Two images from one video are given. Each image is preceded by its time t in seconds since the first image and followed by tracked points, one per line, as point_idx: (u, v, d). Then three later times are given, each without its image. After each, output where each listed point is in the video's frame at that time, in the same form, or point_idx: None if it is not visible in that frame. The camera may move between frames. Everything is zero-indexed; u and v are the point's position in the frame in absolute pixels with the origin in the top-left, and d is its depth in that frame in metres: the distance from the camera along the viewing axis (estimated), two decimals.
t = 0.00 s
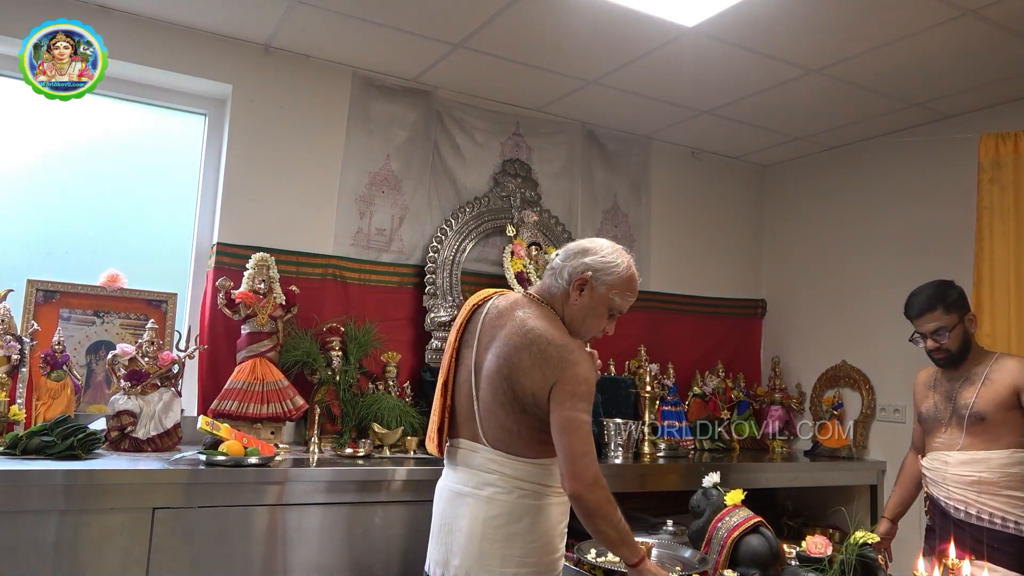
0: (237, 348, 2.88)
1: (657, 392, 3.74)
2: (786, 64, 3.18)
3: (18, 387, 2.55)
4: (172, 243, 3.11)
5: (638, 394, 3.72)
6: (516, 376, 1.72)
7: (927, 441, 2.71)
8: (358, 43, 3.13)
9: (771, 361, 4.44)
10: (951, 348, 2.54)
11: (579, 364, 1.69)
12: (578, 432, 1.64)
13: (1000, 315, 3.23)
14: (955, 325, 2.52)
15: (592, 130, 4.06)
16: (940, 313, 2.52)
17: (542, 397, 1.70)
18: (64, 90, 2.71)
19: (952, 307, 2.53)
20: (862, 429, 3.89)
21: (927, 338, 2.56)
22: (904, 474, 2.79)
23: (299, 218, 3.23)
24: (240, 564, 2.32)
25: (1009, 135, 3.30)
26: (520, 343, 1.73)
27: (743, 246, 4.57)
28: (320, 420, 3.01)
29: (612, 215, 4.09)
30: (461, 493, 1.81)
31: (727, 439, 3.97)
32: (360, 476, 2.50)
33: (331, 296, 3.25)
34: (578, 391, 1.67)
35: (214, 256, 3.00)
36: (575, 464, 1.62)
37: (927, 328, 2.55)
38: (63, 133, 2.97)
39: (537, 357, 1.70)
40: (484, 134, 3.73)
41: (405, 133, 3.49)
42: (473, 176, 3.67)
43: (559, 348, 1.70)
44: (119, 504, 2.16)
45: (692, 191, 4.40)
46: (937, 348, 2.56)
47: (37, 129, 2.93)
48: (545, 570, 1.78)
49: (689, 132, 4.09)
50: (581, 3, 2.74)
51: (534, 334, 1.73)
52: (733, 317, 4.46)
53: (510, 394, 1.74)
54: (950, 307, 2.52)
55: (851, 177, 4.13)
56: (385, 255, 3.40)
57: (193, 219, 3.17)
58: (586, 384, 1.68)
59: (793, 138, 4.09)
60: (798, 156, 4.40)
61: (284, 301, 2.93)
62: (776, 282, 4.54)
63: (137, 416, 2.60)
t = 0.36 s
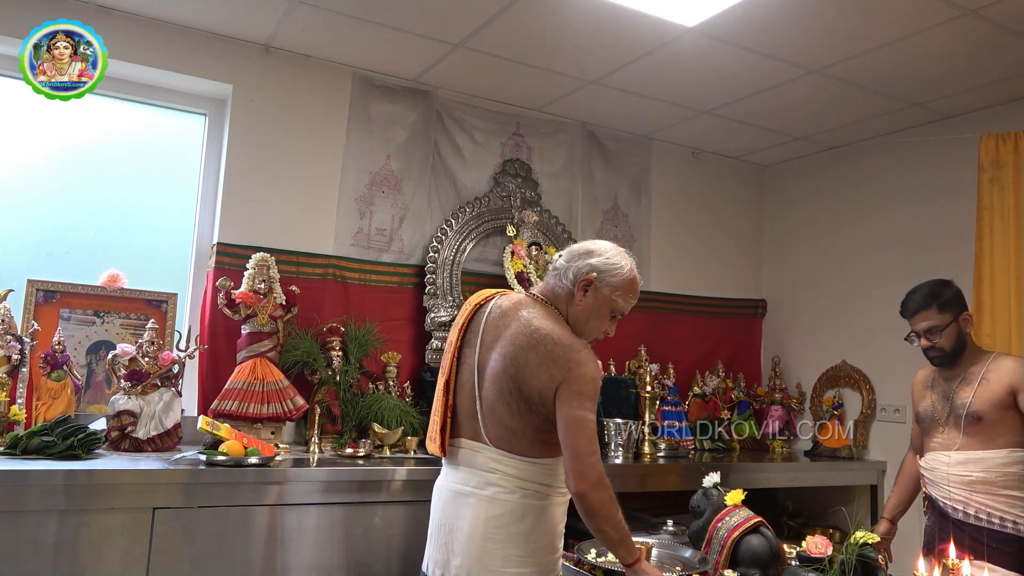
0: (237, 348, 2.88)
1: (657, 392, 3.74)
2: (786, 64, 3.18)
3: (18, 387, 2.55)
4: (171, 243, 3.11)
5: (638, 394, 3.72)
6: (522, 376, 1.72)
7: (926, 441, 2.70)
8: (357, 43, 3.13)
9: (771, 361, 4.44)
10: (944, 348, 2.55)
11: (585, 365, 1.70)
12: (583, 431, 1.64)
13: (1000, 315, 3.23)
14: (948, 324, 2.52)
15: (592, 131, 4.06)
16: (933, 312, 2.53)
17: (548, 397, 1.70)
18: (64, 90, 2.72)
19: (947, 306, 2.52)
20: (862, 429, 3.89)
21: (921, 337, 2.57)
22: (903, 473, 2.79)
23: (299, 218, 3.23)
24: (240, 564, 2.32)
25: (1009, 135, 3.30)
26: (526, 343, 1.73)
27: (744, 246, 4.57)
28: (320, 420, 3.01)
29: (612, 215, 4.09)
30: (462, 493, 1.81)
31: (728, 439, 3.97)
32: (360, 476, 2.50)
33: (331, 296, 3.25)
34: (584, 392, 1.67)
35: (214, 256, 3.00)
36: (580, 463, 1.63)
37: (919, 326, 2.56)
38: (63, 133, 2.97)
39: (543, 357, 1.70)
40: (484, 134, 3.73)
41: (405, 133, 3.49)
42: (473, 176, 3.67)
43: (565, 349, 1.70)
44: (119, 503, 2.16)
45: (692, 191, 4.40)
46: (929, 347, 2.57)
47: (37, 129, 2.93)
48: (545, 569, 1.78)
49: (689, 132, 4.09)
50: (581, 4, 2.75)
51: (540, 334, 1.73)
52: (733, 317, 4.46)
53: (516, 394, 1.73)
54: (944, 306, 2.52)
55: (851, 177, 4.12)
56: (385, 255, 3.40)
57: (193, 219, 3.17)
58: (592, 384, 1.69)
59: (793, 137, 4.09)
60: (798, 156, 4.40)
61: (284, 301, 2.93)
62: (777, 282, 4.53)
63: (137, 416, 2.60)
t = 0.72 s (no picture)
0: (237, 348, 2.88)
1: (657, 392, 3.74)
2: (786, 63, 3.18)
3: (18, 387, 2.55)
4: (171, 243, 3.11)
5: (638, 394, 3.72)
6: (521, 376, 1.72)
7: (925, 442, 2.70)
8: (357, 43, 3.13)
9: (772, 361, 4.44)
10: (943, 347, 2.55)
11: (584, 365, 1.70)
12: (580, 433, 1.64)
13: (1000, 315, 3.23)
14: (947, 323, 2.52)
15: (592, 131, 4.06)
16: (932, 310, 2.53)
17: (547, 398, 1.70)
18: (64, 90, 2.72)
19: (947, 305, 2.52)
20: (862, 429, 3.89)
21: (919, 335, 2.58)
22: (902, 473, 2.78)
23: (299, 218, 3.23)
24: (240, 565, 2.32)
25: (1008, 135, 3.31)
26: (525, 343, 1.73)
27: (744, 246, 4.57)
28: (320, 420, 3.00)
29: (612, 215, 4.09)
30: (461, 493, 1.80)
31: (728, 440, 3.97)
32: (361, 476, 2.50)
33: (330, 296, 3.25)
34: (583, 392, 1.67)
35: (214, 256, 3.00)
36: (574, 464, 1.63)
37: (918, 325, 2.56)
38: (63, 133, 2.97)
39: (543, 357, 1.70)
40: (485, 134, 3.73)
41: (406, 133, 3.49)
42: (473, 176, 3.67)
43: (564, 349, 1.71)
44: (119, 503, 2.16)
45: (692, 191, 4.40)
46: (928, 345, 2.57)
47: (37, 129, 2.93)
48: (544, 569, 1.79)
49: (690, 132, 4.09)
50: (580, 4, 2.75)
51: (539, 334, 1.73)
52: (733, 317, 4.46)
53: (515, 394, 1.73)
54: (944, 305, 2.52)
55: (852, 177, 4.12)
56: (385, 255, 3.40)
57: (194, 219, 3.17)
58: (592, 385, 1.69)
59: (793, 137, 4.09)
60: (798, 156, 4.40)
61: (284, 301, 2.94)
62: (777, 282, 4.54)
63: (138, 416, 2.60)
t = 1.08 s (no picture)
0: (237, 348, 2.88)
1: (657, 392, 3.74)
2: (786, 64, 3.18)
3: (18, 387, 2.55)
4: (171, 243, 3.12)
5: (638, 394, 3.71)
6: (521, 376, 1.72)
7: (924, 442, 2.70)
8: (358, 43, 3.13)
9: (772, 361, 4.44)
10: (943, 346, 2.54)
11: (583, 365, 1.70)
12: (581, 433, 1.64)
13: (1001, 315, 3.23)
14: (948, 322, 2.51)
15: (592, 131, 4.06)
16: (934, 309, 2.51)
17: (546, 398, 1.70)
18: (64, 90, 2.72)
19: (947, 304, 2.51)
20: (863, 429, 3.89)
21: (920, 333, 2.56)
22: (901, 473, 2.78)
23: (299, 218, 3.23)
24: (241, 565, 2.32)
25: (1008, 135, 3.31)
26: (524, 343, 1.73)
27: (744, 246, 4.57)
28: (320, 420, 3.00)
29: (612, 215, 4.09)
30: (460, 492, 1.80)
31: (728, 439, 3.97)
32: (361, 476, 2.50)
33: (330, 296, 3.25)
34: (583, 393, 1.67)
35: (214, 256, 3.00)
36: (574, 464, 1.63)
37: (919, 323, 2.54)
38: (63, 133, 2.97)
39: (542, 357, 1.70)
40: (485, 134, 3.73)
41: (406, 134, 3.49)
42: (474, 176, 3.67)
43: (564, 349, 1.71)
44: (119, 504, 2.16)
45: (692, 191, 4.40)
46: (928, 344, 2.55)
47: (38, 129, 2.93)
48: (543, 569, 1.79)
49: (690, 132, 4.09)
50: (580, 4, 2.75)
51: (539, 334, 1.73)
52: (733, 316, 4.46)
53: (514, 394, 1.73)
54: (945, 304, 2.50)
55: (852, 177, 4.13)
56: (385, 255, 3.39)
57: (194, 219, 3.17)
58: (591, 385, 1.69)
59: (793, 138, 4.09)
60: (798, 156, 4.40)
61: (284, 301, 2.94)
62: (777, 282, 4.54)
63: (138, 416, 2.60)
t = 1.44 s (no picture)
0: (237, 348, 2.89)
1: (657, 392, 3.73)
2: (786, 64, 3.18)
3: (18, 387, 2.55)
4: (171, 242, 3.12)
5: (638, 394, 3.71)
6: (521, 377, 1.72)
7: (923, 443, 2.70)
8: (358, 43, 3.13)
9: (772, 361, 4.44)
10: (944, 346, 2.53)
11: (583, 366, 1.70)
12: (581, 434, 1.64)
13: (1001, 315, 3.23)
14: (951, 322, 2.50)
15: (592, 131, 4.06)
16: (937, 308, 2.49)
17: (547, 399, 1.70)
18: (64, 90, 2.72)
19: (949, 304, 2.49)
20: (863, 429, 3.89)
21: (921, 332, 2.54)
22: (897, 472, 2.79)
23: (300, 218, 3.23)
24: (241, 565, 2.32)
25: (1008, 135, 3.31)
26: (524, 344, 1.73)
27: (744, 246, 4.57)
28: (320, 420, 3.00)
29: (612, 215, 4.09)
30: (463, 494, 1.80)
31: (728, 439, 3.97)
32: (361, 476, 2.50)
33: (330, 296, 3.25)
34: (583, 394, 1.67)
35: (214, 256, 3.01)
36: (574, 465, 1.63)
37: (922, 322, 2.52)
38: (63, 133, 2.97)
39: (542, 358, 1.70)
40: (485, 134, 3.73)
41: (406, 134, 3.49)
42: (474, 176, 3.67)
43: (564, 349, 1.71)
44: (119, 504, 2.16)
45: (692, 191, 4.40)
46: (930, 343, 2.53)
47: (38, 129, 2.93)
48: (546, 569, 1.79)
49: (690, 132, 4.09)
50: (580, 4, 2.75)
51: (539, 335, 1.73)
52: (733, 317, 4.46)
53: (515, 395, 1.73)
54: (948, 304, 2.49)
55: (852, 177, 4.13)
56: (385, 255, 3.39)
57: (194, 219, 3.17)
58: (591, 386, 1.69)
59: (793, 138, 4.09)
60: (798, 156, 4.40)
61: (284, 301, 2.94)
62: (777, 282, 4.54)
63: (138, 416, 2.60)
